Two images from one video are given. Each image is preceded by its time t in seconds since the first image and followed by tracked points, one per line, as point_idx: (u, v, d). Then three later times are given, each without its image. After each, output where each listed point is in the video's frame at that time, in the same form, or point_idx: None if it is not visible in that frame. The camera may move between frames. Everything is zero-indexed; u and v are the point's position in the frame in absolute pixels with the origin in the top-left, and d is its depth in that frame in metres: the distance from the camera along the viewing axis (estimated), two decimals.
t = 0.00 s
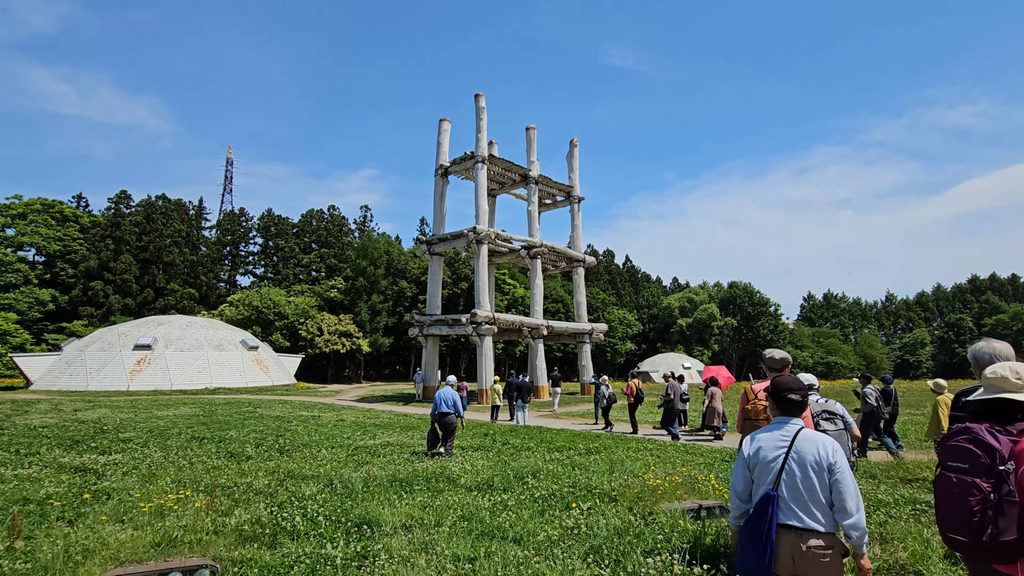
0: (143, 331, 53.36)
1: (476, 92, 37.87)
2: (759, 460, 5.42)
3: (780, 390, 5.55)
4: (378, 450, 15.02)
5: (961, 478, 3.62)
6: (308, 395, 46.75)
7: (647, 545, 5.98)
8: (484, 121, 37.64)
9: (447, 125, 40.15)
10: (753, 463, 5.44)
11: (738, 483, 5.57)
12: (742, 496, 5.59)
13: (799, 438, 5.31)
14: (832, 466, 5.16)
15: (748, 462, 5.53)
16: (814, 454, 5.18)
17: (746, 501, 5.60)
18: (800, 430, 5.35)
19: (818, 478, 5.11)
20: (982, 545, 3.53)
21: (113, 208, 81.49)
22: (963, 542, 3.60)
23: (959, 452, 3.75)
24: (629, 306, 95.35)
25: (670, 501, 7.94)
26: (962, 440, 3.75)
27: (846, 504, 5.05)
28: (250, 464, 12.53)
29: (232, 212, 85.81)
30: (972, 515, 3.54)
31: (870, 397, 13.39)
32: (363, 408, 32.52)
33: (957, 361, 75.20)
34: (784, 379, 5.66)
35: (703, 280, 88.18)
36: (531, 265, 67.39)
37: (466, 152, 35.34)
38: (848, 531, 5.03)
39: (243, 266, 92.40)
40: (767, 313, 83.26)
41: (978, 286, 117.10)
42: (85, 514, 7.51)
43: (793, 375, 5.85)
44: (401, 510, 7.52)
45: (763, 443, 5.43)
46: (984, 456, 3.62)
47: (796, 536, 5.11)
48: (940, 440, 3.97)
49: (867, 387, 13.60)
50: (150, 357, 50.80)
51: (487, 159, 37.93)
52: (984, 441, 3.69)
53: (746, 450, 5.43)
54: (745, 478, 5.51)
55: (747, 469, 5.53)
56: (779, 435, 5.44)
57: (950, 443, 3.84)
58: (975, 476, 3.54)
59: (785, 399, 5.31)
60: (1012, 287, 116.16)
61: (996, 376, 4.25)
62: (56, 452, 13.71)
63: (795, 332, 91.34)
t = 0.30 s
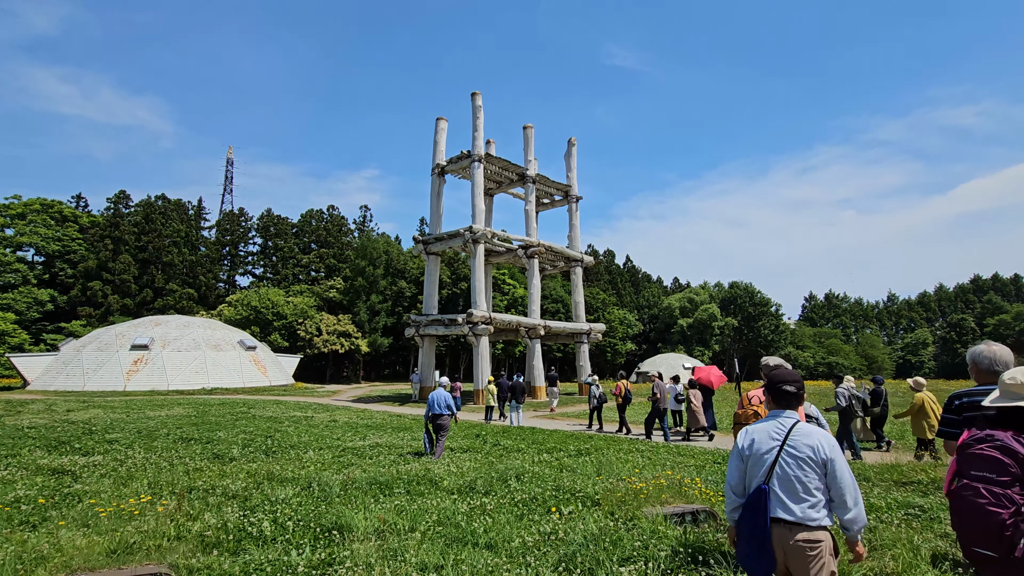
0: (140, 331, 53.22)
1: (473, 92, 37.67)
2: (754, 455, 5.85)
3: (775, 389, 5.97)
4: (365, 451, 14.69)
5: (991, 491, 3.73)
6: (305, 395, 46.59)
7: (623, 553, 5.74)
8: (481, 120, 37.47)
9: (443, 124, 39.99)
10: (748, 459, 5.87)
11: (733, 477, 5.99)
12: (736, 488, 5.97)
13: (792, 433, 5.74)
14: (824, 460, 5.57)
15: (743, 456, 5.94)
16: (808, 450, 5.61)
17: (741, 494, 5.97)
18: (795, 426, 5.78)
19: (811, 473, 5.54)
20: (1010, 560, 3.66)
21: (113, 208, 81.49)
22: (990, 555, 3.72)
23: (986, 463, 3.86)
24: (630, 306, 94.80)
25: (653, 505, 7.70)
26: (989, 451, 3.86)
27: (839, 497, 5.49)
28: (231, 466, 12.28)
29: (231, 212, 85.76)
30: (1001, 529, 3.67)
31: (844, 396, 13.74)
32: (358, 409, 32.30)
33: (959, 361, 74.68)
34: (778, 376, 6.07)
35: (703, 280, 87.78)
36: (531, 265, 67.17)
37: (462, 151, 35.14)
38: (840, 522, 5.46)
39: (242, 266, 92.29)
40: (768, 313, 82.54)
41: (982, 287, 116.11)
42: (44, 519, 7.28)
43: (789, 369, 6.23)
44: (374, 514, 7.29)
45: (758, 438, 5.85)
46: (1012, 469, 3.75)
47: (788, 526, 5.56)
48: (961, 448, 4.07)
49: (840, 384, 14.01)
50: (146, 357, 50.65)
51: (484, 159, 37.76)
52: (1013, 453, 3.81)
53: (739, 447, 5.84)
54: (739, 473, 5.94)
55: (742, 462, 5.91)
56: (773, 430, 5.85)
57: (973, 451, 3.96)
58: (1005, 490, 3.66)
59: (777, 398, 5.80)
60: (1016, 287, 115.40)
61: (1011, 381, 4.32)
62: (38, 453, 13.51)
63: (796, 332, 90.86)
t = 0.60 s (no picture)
0: (139, 331, 53.13)
1: (470, 90, 37.48)
2: (734, 465, 5.63)
3: (755, 398, 5.73)
4: (352, 452, 14.47)
5: None
6: (303, 395, 46.44)
7: (595, 562, 5.54)
8: (477, 119, 37.30)
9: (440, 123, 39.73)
10: (729, 469, 5.65)
11: (715, 489, 5.78)
12: (719, 501, 5.75)
13: (772, 443, 5.52)
14: (803, 473, 5.36)
15: (724, 467, 5.73)
16: (787, 460, 5.40)
17: (723, 506, 5.75)
18: (774, 436, 5.56)
19: (790, 485, 5.33)
20: None
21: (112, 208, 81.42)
22: None
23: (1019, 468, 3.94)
24: (631, 306, 94.52)
25: (632, 511, 7.45)
26: None
27: (816, 507, 5.30)
28: (213, 468, 12.06)
29: (231, 212, 85.71)
30: None
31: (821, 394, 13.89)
32: (354, 409, 32.05)
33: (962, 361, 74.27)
34: (758, 384, 5.84)
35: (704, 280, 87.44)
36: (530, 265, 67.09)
37: (458, 150, 34.91)
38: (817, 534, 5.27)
39: (242, 266, 92.20)
40: (769, 313, 82.10)
41: (984, 287, 115.56)
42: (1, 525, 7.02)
43: (768, 378, 6.01)
44: (346, 520, 7.08)
45: (738, 448, 5.64)
46: None
47: (768, 538, 5.35)
48: (992, 451, 4.14)
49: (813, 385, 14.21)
50: (144, 357, 50.53)
51: (481, 158, 37.55)
52: None
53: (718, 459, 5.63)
54: (721, 484, 5.72)
55: (723, 474, 5.68)
56: (752, 440, 5.63)
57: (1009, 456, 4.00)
58: None
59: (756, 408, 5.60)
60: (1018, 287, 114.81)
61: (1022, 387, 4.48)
62: (20, 455, 13.29)
63: (797, 333, 90.54)
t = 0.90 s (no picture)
0: (138, 331, 53.06)
1: (467, 89, 37.36)
2: (712, 451, 5.57)
3: (732, 383, 5.68)
4: (338, 452, 14.24)
5: None
6: (300, 395, 46.23)
7: (568, 567, 5.36)
8: (475, 118, 37.15)
9: (438, 122, 39.58)
10: (707, 454, 5.57)
11: (694, 475, 5.67)
12: (698, 487, 5.66)
13: (749, 426, 5.46)
14: (781, 454, 5.31)
15: (702, 452, 5.64)
16: (765, 443, 5.34)
17: (702, 491, 5.67)
18: (751, 419, 5.50)
19: (769, 467, 5.28)
20: None
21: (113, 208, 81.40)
22: None
23: None
24: (632, 306, 94.03)
25: (612, 513, 7.27)
26: None
27: (795, 491, 5.24)
28: (195, 468, 11.82)
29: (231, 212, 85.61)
30: None
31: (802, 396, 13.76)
32: (349, 409, 31.83)
33: (966, 362, 73.52)
34: (733, 370, 5.81)
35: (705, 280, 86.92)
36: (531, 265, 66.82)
37: (455, 148, 34.79)
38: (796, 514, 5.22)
39: (242, 267, 92.07)
40: (771, 313, 81.37)
41: (988, 287, 114.45)
42: None
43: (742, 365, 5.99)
44: (316, 523, 6.87)
45: (716, 433, 5.57)
46: None
47: (747, 521, 5.27)
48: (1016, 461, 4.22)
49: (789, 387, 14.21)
50: (141, 357, 50.35)
51: (478, 157, 37.39)
52: None
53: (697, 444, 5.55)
54: (700, 471, 5.62)
55: (701, 460, 5.59)
56: (730, 425, 5.56)
57: None
58: None
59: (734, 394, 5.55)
60: None
61: None
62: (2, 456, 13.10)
63: (799, 333, 89.93)
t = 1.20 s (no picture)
0: (136, 331, 52.97)
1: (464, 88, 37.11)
2: (700, 457, 5.15)
3: (714, 389, 5.32)
4: (325, 455, 13.97)
5: None
6: (297, 396, 46.01)
7: None
8: (472, 117, 36.90)
9: (435, 121, 39.30)
10: (695, 461, 5.14)
11: (681, 483, 5.27)
12: (684, 494, 5.24)
13: (736, 432, 5.10)
14: (771, 461, 4.97)
15: (689, 457, 5.23)
16: (754, 449, 4.99)
17: (686, 499, 5.26)
18: (737, 426, 5.14)
19: (757, 473, 4.94)
20: None
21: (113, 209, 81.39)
22: None
23: None
24: (633, 307, 93.70)
25: (594, 520, 7.01)
26: None
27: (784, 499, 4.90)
28: (175, 472, 11.57)
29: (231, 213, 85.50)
30: None
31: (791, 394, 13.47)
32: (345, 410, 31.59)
33: (969, 362, 73.01)
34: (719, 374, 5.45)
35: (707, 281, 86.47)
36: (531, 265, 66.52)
37: (451, 147, 34.52)
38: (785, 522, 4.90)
39: (242, 267, 91.94)
40: (773, 313, 80.81)
41: (990, 287, 113.79)
42: None
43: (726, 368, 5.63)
44: (284, 531, 6.57)
45: (702, 441, 5.16)
46: None
47: (735, 527, 4.89)
48: None
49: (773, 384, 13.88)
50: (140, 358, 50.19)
51: (475, 156, 37.11)
52: None
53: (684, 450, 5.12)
54: (687, 478, 5.21)
55: (689, 465, 5.16)
56: (718, 430, 5.17)
57: None
58: None
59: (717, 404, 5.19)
60: None
61: None
62: None
63: (801, 333, 89.48)
